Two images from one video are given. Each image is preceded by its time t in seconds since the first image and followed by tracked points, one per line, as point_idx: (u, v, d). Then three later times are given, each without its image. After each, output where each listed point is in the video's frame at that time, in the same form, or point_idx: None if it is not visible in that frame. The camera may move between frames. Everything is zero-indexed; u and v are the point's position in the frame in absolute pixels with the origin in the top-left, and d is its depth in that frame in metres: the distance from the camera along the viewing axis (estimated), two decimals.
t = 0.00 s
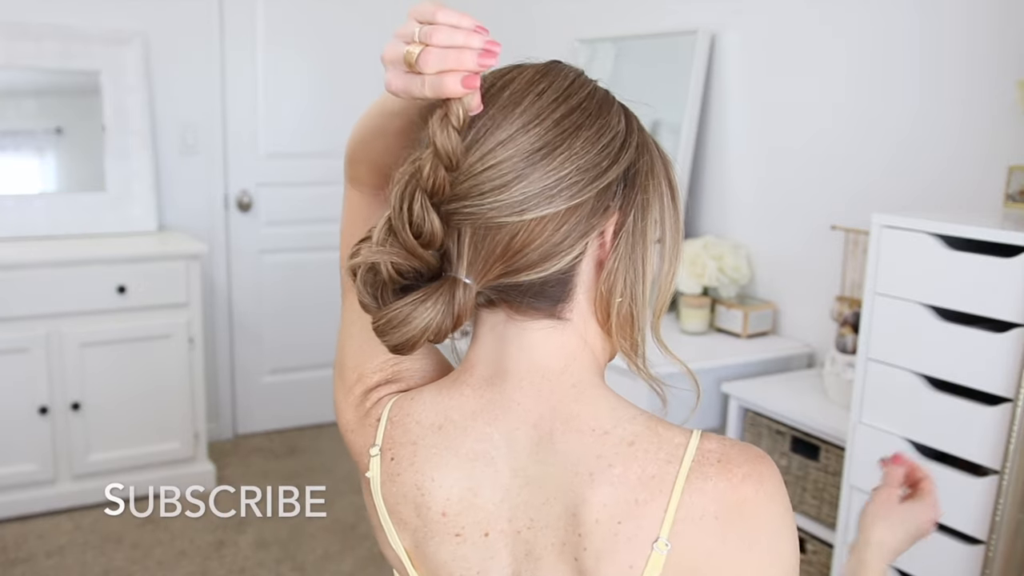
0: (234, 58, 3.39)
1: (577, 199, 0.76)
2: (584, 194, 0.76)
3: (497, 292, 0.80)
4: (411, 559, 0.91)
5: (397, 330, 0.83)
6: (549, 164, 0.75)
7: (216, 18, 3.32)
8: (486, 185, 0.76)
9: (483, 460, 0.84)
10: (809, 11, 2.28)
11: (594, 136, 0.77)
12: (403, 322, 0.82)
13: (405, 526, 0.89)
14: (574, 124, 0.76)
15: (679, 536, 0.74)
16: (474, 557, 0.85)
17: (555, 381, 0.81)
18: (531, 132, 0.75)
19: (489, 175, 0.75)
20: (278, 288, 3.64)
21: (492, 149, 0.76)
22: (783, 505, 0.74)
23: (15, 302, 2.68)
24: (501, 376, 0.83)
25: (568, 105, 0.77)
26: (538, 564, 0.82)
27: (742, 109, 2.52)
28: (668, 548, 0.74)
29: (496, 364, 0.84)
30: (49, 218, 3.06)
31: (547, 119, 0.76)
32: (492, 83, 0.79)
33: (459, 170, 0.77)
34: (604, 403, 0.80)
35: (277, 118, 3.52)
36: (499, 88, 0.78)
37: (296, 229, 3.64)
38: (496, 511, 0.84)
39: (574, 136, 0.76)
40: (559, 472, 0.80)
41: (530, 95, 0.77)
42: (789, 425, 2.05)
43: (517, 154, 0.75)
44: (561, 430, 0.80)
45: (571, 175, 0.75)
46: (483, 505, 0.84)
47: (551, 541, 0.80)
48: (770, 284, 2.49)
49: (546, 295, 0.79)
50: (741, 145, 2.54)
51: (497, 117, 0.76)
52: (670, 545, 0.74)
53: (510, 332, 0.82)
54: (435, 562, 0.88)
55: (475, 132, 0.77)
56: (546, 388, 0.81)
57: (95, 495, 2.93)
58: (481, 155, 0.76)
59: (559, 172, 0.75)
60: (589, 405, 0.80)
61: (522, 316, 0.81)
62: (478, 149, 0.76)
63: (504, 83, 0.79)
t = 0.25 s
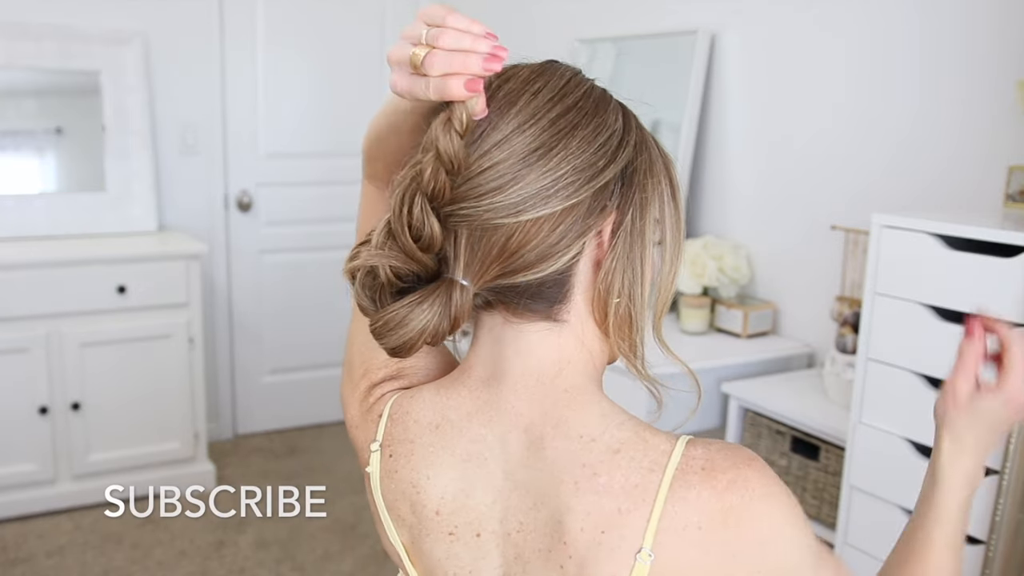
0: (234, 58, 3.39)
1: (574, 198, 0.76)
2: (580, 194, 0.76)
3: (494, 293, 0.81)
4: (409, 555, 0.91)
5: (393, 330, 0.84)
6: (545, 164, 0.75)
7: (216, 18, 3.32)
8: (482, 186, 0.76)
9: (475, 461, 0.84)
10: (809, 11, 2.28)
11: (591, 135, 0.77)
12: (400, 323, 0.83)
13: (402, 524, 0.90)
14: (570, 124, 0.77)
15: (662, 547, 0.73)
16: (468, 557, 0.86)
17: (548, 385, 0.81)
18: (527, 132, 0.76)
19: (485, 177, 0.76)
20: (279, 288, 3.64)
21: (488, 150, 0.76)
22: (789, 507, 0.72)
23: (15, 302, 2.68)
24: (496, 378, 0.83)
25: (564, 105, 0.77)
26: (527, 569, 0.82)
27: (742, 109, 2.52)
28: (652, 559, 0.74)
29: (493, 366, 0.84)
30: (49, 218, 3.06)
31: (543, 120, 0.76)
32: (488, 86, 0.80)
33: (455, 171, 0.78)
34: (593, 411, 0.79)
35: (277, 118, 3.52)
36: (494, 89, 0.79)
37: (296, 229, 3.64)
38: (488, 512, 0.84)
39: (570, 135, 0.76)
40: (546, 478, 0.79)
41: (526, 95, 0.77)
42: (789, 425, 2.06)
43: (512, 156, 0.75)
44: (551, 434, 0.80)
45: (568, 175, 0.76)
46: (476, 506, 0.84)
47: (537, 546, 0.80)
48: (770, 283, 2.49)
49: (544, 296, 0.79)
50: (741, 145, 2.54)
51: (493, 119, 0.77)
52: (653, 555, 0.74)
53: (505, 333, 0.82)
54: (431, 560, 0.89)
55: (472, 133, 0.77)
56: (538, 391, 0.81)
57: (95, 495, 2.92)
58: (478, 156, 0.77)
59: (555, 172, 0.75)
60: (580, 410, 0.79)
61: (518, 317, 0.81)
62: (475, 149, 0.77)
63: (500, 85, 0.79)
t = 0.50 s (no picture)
0: (234, 59, 3.39)
1: (587, 196, 0.76)
2: (594, 192, 0.76)
3: (504, 288, 0.81)
4: (413, 548, 0.92)
5: (400, 322, 0.83)
6: (559, 161, 0.75)
7: (216, 18, 3.32)
8: (495, 180, 0.76)
9: (479, 460, 0.84)
10: (809, 11, 2.27)
11: (608, 135, 0.77)
12: (407, 314, 0.83)
13: (406, 518, 0.90)
14: (587, 122, 0.77)
15: (659, 543, 0.75)
16: (468, 554, 0.86)
17: (553, 385, 0.81)
18: (542, 128, 0.76)
19: (498, 170, 0.76)
20: (279, 288, 3.64)
21: (503, 144, 0.76)
22: (788, 440, 0.70)
23: (15, 302, 2.68)
24: (503, 377, 0.83)
25: (582, 103, 0.77)
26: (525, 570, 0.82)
27: (742, 109, 2.51)
28: (651, 560, 0.75)
29: (499, 365, 0.84)
30: (49, 218, 3.07)
31: (560, 117, 0.76)
32: (505, 82, 0.80)
33: (469, 165, 0.78)
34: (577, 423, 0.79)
35: (277, 118, 3.52)
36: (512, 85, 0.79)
37: (296, 229, 3.64)
38: (488, 512, 0.84)
39: (587, 133, 0.76)
40: (546, 482, 0.80)
41: (545, 92, 0.78)
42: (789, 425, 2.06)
43: (526, 150, 0.76)
44: (548, 438, 0.80)
45: (582, 173, 0.76)
46: (478, 505, 0.84)
47: (535, 549, 0.81)
48: (770, 283, 2.49)
49: (554, 293, 0.79)
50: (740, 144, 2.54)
51: (511, 113, 0.77)
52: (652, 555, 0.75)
53: (514, 332, 0.82)
54: (434, 556, 0.89)
55: (487, 128, 0.78)
56: (540, 393, 0.81)
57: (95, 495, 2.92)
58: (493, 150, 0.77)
59: (569, 169, 0.75)
60: (579, 415, 0.79)
61: (528, 312, 0.81)
62: (490, 141, 0.77)
63: (517, 81, 0.80)
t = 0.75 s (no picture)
0: (234, 59, 3.39)
1: (602, 197, 0.76)
2: (608, 194, 0.76)
3: (515, 287, 0.81)
4: (418, 546, 0.92)
5: (410, 317, 0.83)
6: (575, 161, 0.75)
7: (217, 18, 3.32)
8: (510, 179, 0.76)
9: (484, 459, 0.84)
10: (809, 11, 2.27)
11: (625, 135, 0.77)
12: (416, 310, 0.82)
13: (412, 517, 0.90)
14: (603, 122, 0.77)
15: (664, 539, 0.74)
16: (473, 554, 0.86)
17: (562, 385, 0.81)
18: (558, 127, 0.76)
19: (513, 169, 0.76)
20: (279, 288, 3.64)
21: (518, 143, 0.76)
22: (767, 411, 0.68)
23: (15, 302, 2.68)
24: (512, 377, 0.83)
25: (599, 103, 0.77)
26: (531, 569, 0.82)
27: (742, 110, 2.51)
28: (657, 556, 0.74)
29: (508, 365, 0.84)
30: (48, 218, 3.07)
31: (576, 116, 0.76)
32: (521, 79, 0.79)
33: (483, 164, 0.78)
34: (580, 419, 0.79)
35: (277, 118, 3.52)
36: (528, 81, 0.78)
37: (296, 229, 3.64)
38: (494, 512, 0.84)
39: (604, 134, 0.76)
40: (551, 482, 0.79)
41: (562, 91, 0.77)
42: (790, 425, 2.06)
43: (541, 149, 0.75)
44: (552, 439, 0.80)
45: (597, 174, 0.76)
46: (483, 505, 0.84)
47: (540, 550, 0.80)
48: (770, 283, 2.49)
49: (566, 294, 0.80)
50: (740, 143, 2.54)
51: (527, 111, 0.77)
52: (657, 550, 0.74)
53: (524, 331, 0.83)
54: (439, 555, 0.89)
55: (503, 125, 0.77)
56: (548, 394, 0.81)
57: (95, 495, 2.92)
58: (508, 148, 0.77)
59: (585, 169, 0.75)
60: (586, 416, 0.79)
61: (539, 312, 0.81)
62: (506, 140, 0.77)
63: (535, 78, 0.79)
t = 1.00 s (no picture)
0: (234, 59, 3.39)
1: (603, 197, 0.76)
2: (609, 194, 0.76)
3: (515, 286, 0.80)
4: (416, 545, 0.91)
5: (409, 313, 0.83)
6: (577, 160, 0.75)
7: (217, 18, 3.32)
8: (512, 178, 0.76)
9: (482, 458, 0.84)
10: (809, 11, 2.27)
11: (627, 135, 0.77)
12: (416, 306, 0.82)
13: (410, 517, 0.90)
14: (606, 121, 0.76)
15: (661, 537, 0.74)
16: (471, 554, 0.85)
17: (562, 384, 0.81)
18: (561, 126, 0.75)
19: (515, 167, 0.76)
20: (279, 288, 3.65)
21: (520, 141, 0.76)
22: (757, 405, 0.69)
23: (15, 302, 2.68)
24: (510, 377, 0.83)
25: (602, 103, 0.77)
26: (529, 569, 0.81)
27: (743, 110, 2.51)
28: (654, 553, 0.74)
29: (506, 365, 0.84)
30: (48, 218, 3.07)
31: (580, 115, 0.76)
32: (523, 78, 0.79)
33: (486, 162, 0.78)
34: (576, 417, 0.79)
35: (277, 118, 3.52)
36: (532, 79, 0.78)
37: (296, 229, 3.64)
38: (492, 512, 0.84)
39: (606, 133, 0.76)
40: (549, 481, 0.79)
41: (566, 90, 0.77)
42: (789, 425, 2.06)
43: (544, 147, 0.75)
44: (550, 438, 0.80)
45: (599, 174, 0.75)
46: (481, 504, 0.84)
47: (538, 550, 0.80)
48: (770, 283, 2.49)
49: (565, 294, 0.80)
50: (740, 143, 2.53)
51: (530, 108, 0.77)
52: (655, 548, 0.74)
53: (523, 331, 0.82)
54: (437, 555, 0.89)
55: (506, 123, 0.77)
56: (547, 394, 0.81)
57: (95, 495, 2.92)
58: (510, 147, 0.77)
59: (587, 169, 0.75)
60: (584, 413, 0.79)
61: (537, 311, 0.81)
62: (508, 138, 0.77)
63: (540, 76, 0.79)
